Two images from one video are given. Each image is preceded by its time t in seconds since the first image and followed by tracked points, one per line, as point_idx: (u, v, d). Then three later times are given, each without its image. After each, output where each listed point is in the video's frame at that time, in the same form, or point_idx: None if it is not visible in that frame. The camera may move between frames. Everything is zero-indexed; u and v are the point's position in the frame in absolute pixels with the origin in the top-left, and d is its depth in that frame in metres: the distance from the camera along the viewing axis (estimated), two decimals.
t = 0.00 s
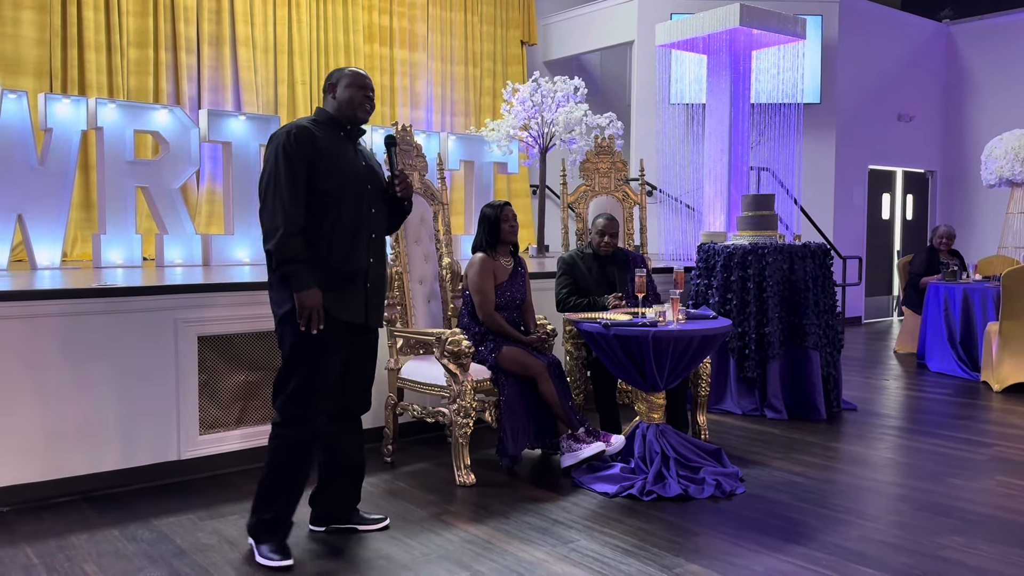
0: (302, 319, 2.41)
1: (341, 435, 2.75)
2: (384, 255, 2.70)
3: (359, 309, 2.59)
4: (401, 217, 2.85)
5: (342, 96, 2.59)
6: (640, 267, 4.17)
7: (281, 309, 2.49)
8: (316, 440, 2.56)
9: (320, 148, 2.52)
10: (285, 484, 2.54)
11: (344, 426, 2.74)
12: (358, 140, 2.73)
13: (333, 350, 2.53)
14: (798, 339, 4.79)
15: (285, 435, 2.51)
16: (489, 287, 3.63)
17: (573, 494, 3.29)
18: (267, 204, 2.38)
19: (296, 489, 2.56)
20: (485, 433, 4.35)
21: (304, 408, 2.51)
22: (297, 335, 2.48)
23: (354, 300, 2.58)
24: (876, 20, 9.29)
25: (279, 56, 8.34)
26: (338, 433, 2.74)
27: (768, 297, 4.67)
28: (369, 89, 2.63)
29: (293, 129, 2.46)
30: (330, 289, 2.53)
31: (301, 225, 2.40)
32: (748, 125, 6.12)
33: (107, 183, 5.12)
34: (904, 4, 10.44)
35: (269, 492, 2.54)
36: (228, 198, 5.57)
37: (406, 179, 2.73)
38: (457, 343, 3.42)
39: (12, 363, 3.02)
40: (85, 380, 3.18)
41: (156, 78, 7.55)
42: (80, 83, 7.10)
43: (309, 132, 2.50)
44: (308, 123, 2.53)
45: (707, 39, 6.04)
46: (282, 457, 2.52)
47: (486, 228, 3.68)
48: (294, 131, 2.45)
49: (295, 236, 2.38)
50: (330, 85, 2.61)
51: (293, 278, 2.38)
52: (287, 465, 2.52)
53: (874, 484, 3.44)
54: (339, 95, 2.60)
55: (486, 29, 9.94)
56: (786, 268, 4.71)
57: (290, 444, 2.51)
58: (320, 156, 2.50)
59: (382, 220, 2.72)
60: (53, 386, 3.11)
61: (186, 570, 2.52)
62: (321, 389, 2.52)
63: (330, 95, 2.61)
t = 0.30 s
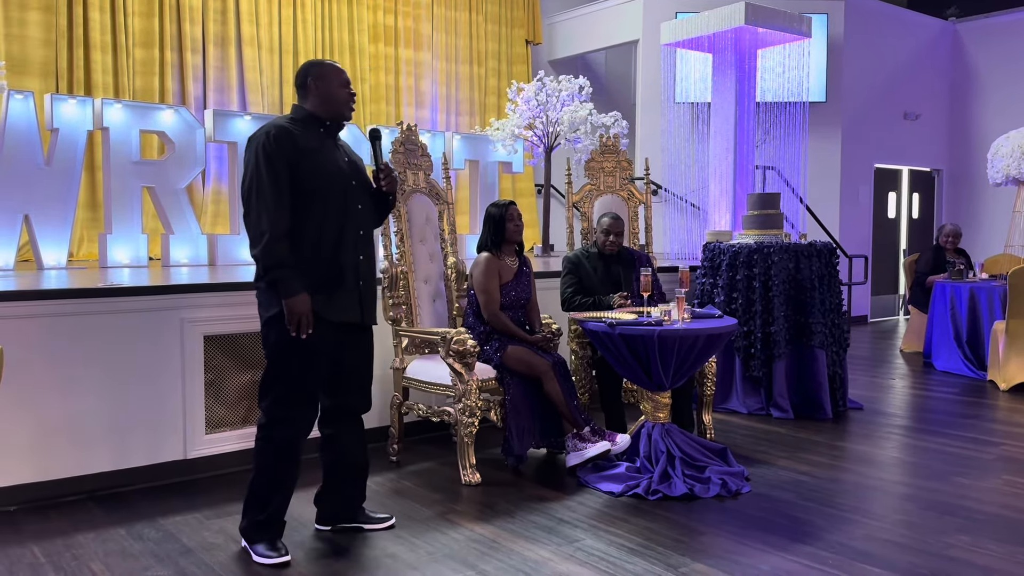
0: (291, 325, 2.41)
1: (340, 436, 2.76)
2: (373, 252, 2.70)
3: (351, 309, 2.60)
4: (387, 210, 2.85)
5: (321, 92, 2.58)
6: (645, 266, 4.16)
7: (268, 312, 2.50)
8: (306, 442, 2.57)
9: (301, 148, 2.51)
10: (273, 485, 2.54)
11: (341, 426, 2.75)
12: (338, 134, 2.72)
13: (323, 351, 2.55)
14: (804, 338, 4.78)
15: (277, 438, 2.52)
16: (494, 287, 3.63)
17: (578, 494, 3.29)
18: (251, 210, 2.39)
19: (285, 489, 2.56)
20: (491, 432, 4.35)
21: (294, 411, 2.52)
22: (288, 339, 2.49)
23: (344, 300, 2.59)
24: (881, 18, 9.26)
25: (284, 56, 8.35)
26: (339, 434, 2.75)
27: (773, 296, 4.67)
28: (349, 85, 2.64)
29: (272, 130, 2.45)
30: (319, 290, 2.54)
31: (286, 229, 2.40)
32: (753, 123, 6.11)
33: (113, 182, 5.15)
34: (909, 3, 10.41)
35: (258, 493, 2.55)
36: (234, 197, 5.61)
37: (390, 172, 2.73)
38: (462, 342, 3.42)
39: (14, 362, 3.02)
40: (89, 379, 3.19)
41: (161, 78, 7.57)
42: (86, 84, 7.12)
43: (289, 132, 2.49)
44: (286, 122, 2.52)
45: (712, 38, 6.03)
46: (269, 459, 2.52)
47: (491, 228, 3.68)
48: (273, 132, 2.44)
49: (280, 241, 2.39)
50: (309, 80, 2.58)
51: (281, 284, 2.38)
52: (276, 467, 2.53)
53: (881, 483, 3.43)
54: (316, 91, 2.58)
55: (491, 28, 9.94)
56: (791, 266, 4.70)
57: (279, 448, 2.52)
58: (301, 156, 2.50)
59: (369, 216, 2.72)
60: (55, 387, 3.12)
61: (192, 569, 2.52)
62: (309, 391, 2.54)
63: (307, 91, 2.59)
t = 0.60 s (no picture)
0: (278, 331, 2.41)
1: (334, 437, 2.76)
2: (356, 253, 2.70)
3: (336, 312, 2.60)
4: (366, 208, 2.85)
5: (301, 92, 2.55)
6: (651, 266, 4.16)
7: (248, 319, 2.47)
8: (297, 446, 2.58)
9: (282, 151, 2.49)
10: (271, 487, 2.55)
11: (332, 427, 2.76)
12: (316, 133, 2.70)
13: (310, 356, 2.55)
14: (811, 338, 4.77)
15: (267, 443, 2.52)
16: (499, 287, 3.63)
17: (584, 493, 3.29)
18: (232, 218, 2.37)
19: (284, 491, 2.57)
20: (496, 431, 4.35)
21: (284, 417, 2.52)
22: (274, 345, 2.49)
23: (330, 304, 2.59)
24: (887, 16, 9.23)
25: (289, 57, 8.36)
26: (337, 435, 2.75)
27: (780, 295, 4.65)
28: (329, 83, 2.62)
29: (252, 134, 2.43)
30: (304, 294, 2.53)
31: (268, 236, 2.40)
32: (758, 122, 6.09)
33: (118, 182, 5.16)
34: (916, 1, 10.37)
35: (258, 493, 2.56)
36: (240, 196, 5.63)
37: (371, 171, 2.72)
38: (468, 342, 3.42)
39: (21, 363, 3.03)
40: (96, 380, 3.20)
41: (167, 78, 7.59)
42: (91, 85, 7.14)
43: (268, 134, 2.47)
44: (264, 123, 2.49)
45: (718, 37, 6.02)
46: (263, 462, 2.53)
47: (496, 227, 3.68)
48: (253, 136, 2.42)
49: (263, 248, 2.38)
50: (291, 79, 2.54)
51: (266, 292, 2.38)
52: (273, 469, 2.54)
53: (888, 483, 3.42)
54: (298, 90, 2.55)
55: (496, 28, 9.93)
56: (798, 265, 4.68)
57: (270, 451, 2.52)
58: (282, 159, 2.48)
59: (350, 217, 2.71)
60: (63, 387, 3.13)
61: (199, 568, 2.52)
62: (298, 397, 2.54)
63: (288, 90, 2.55)
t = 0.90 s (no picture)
0: (276, 335, 2.43)
1: (332, 439, 2.75)
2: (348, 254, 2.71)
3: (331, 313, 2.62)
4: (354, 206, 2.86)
5: (289, 92, 2.55)
6: (656, 266, 4.15)
7: (242, 323, 2.47)
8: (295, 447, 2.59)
9: (274, 156, 2.49)
10: (273, 488, 2.56)
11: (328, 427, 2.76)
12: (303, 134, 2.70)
13: (307, 358, 2.57)
14: (817, 338, 4.76)
15: (266, 446, 2.53)
16: (503, 287, 3.64)
17: (589, 494, 3.29)
18: (226, 225, 2.38)
19: (285, 492, 2.58)
20: (502, 432, 4.35)
21: (280, 421, 2.53)
22: (270, 348, 2.50)
23: (324, 305, 2.60)
24: (893, 15, 9.20)
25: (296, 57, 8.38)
26: (335, 437, 2.75)
27: (786, 295, 4.65)
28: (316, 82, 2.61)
29: (243, 139, 2.43)
30: (299, 296, 2.54)
31: (263, 242, 2.41)
32: (764, 121, 6.08)
33: (125, 184, 5.18)
34: None
35: (261, 495, 2.58)
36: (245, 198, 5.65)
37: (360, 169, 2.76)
38: (473, 342, 3.43)
39: (27, 364, 3.05)
40: (102, 381, 3.21)
41: (174, 80, 7.62)
42: (99, 87, 7.17)
43: (259, 138, 2.47)
44: (254, 127, 2.49)
45: (723, 37, 6.02)
46: (264, 465, 2.54)
47: (500, 227, 3.69)
48: (244, 142, 2.42)
49: (259, 254, 2.39)
50: (282, 80, 2.53)
51: (263, 297, 2.39)
52: (274, 470, 2.55)
53: (894, 483, 3.41)
54: (289, 91, 2.55)
55: (501, 29, 9.94)
56: (804, 265, 4.68)
57: (269, 454, 2.53)
58: (273, 162, 2.48)
59: (340, 217, 2.72)
60: (69, 388, 3.14)
61: (205, 568, 2.53)
62: (295, 400, 2.55)
63: (278, 91, 2.54)
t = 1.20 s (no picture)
0: (279, 335, 2.43)
1: (336, 439, 2.75)
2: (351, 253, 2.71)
3: (335, 313, 2.61)
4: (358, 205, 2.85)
5: (288, 92, 2.54)
6: (662, 265, 4.14)
7: (246, 323, 2.48)
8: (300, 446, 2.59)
9: (275, 158, 2.49)
10: (278, 489, 2.57)
11: (332, 427, 2.76)
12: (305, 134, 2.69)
13: (311, 358, 2.56)
14: (823, 337, 4.74)
15: (271, 446, 2.53)
16: (509, 287, 3.63)
17: (595, 493, 3.29)
18: (227, 228, 2.38)
19: (289, 491, 2.58)
20: (508, 431, 4.35)
21: (284, 421, 2.54)
22: (274, 348, 2.50)
23: (328, 305, 2.60)
24: (899, 14, 9.17)
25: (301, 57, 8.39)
26: (338, 436, 2.75)
27: (792, 295, 4.63)
28: (316, 82, 2.60)
29: (243, 142, 2.43)
30: (302, 296, 2.54)
31: (264, 243, 2.41)
32: (770, 120, 6.07)
33: (131, 184, 5.19)
34: None
35: (267, 493, 2.58)
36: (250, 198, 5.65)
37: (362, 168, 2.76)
38: (478, 342, 3.43)
39: (34, 364, 3.06)
40: (108, 381, 3.22)
41: (179, 80, 7.64)
42: (105, 87, 7.19)
43: (259, 139, 2.47)
44: (255, 129, 2.49)
45: (729, 35, 6.01)
46: (268, 465, 2.54)
47: (505, 227, 3.68)
48: (244, 144, 2.42)
49: (260, 256, 2.39)
50: (282, 80, 2.53)
51: (266, 299, 2.40)
52: (279, 470, 2.55)
53: (900, 483, 3.40)
54: (289, 91, 2.54)
55: (506, 28, 9.93)
56: (810, 264, 4.67)
57: (274, 453, 2.54)
58: (274, 163, 2.48)
59: (343, 216, 2.72)
60: (75, 388, 3.15)
61: (212, 568, 2.54)
62: (299, 400, 2.55)
63: (278, 91, 2.54)
